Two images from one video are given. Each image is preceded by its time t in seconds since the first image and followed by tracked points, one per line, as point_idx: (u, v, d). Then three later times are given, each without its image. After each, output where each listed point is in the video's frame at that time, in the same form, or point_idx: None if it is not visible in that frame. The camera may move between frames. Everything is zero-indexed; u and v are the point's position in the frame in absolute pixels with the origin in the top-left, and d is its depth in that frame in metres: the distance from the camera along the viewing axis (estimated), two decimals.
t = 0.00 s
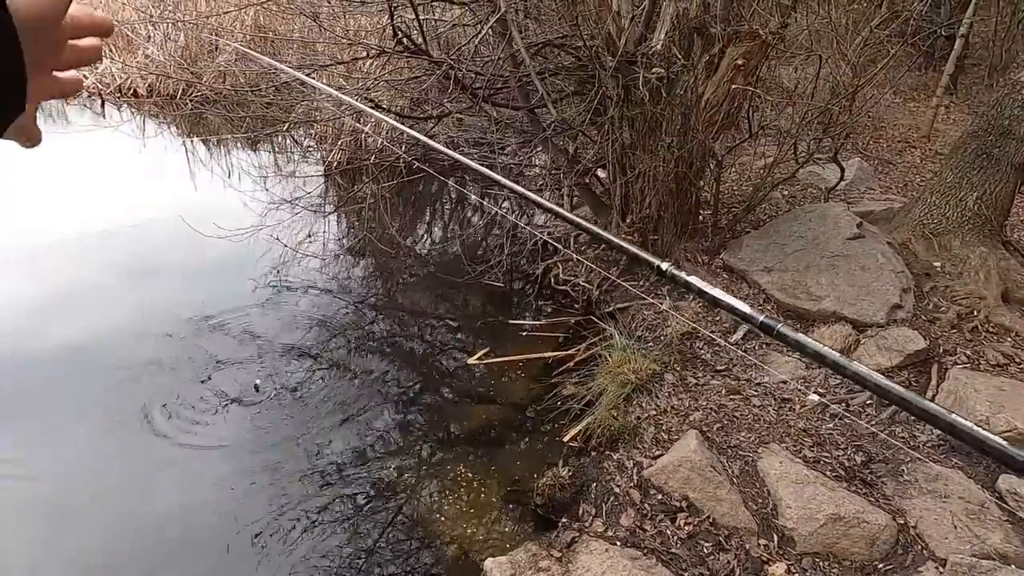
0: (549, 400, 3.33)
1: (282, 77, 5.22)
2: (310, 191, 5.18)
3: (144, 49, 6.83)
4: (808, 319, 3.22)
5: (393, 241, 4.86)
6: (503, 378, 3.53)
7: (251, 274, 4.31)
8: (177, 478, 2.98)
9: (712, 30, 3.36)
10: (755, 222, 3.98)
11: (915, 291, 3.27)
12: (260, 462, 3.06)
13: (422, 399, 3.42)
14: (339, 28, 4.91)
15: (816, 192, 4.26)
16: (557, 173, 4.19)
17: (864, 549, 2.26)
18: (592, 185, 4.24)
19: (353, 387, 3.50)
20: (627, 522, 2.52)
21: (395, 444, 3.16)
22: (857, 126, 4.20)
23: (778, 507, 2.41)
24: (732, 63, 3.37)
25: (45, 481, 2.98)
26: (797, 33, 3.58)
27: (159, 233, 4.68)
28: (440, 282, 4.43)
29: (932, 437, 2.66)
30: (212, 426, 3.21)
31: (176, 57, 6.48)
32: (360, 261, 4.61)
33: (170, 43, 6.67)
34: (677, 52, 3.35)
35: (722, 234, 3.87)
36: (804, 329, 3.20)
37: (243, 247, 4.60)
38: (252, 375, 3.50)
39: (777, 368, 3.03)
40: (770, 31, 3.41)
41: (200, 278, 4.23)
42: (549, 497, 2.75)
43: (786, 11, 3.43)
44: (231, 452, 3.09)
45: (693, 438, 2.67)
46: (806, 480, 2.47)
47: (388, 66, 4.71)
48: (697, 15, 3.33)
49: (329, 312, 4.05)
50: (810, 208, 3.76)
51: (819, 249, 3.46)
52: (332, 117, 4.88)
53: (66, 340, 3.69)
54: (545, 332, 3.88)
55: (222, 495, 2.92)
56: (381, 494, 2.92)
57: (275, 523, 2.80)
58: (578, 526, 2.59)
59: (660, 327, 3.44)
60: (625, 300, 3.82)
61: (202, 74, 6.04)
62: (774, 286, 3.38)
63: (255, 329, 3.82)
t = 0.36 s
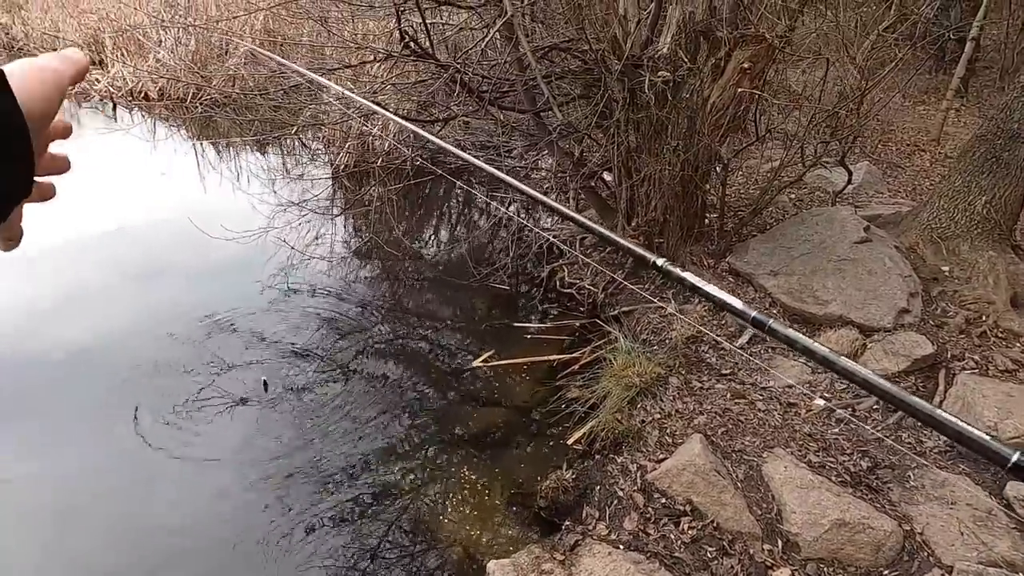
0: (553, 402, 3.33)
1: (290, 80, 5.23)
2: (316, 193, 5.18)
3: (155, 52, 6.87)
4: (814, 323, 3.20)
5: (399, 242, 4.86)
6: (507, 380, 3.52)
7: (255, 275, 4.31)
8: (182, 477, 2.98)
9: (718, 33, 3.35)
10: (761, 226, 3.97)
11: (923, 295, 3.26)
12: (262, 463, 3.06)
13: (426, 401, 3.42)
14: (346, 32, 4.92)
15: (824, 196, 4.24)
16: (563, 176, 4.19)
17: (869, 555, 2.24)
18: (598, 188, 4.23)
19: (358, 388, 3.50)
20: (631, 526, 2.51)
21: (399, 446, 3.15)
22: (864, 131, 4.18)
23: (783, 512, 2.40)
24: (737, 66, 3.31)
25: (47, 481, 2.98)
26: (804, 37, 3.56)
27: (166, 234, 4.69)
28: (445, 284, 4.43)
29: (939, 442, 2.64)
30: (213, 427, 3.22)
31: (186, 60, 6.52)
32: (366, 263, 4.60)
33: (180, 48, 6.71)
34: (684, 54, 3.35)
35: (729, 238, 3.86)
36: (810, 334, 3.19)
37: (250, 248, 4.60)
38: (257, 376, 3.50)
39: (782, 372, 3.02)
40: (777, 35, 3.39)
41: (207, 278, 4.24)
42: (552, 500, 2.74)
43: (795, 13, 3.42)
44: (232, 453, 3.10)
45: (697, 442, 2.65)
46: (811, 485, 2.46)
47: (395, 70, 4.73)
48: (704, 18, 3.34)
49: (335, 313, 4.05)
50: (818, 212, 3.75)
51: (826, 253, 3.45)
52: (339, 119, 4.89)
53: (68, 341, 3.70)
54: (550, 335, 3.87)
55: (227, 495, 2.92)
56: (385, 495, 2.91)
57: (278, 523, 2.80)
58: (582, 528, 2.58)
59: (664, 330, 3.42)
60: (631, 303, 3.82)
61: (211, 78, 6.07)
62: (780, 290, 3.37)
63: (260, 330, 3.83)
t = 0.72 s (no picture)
0: (563, 406, 3.32)
1: (302, 85, 5.25)
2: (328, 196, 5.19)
3: (170, 57, 6.92)
4: (827, 328, 3.19)
5: (409, 246, 4.87)
6: (517, 384, 3.52)
7: (265, 278, 4.33)
8: (194, 477, 3.00)
9: (729, 38, 3.35)
10: (773, 231, 3.95)
11: (937, 301, 3.23)
12: (268, 466, 3.06)
13: (436, 404, 3.42)
14: (359, 37, 4.95)
15: (836, 201, 4.22)
16: (573, 181, 4.18)
17: (882, 563, 2.22)
18: (608, 192, 4.23)
19: (368, 391, 3.51)
20: (641, 531, 2.50)
21: (409, 449, 3.15)
22: (877, 135, 4.16)
23: (795, 519, 2.38)
24: (749, 71, 3.33)
25: (53, 481, 2.99)
26: (815, 41, 3.56)
27: (179, 237, 4.73)
28: (455, 288, 4.43)
29: (955, 450, 2.62)
30: (220, 431, 3.23)
31: (201, 65, 6.58)
32: (377, 266, 4.62)
33: (196, 52, 6.78)
34: (695, 59, 3.36)
35: (740, 243, 3.84)
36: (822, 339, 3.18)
37: (261, 251, 4.63)
38: (269, 378, 3.52)
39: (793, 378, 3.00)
40: (788, 39, 3.39)
41: (219, 281, 4.27)
42: (562, 504, 2.74)
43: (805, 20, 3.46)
44: (239, 456, 3.11)
45: (708, 448, 2.64)
46: (823, 492, 2.44)
47: (407, 75, 4.75)
48: (715, 23, 3.34)
49: (346, 316, 4.07)
50: (830, 216, 3.73)
51: (838, 258, 3.43)
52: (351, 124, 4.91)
53: (81, 342, 3.73)
54: (559, 339, 3.86)
55: (239, 495, 2.94)
56: (395, 498, 2.91)
57: (290, 523, 2.82)
58: (592, 533, 2.57)
59: (675, 335, 3.41)
60: (641, 307, 3.80)
61: (225, 82, 6.11)
62: (791, 295, 3.36)
63: (272, 333, 3.85)
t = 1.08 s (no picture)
0: (576, 413, 3.30)
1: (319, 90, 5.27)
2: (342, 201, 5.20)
3: (190, 64, 6.99)
4: (843, 336, 3.17)
5: (423, 251, 4.87)
6: (530, 390, 3.50)
7: (279, 282, 4.35)
8: (211, 478, 3.03)
9: (746, 44, 3.32)
10: (789, 237, 3.92)
11: (958, 310, 3.19)
12: (277, 469, 3.07)
13: (449, 409, 3.42)
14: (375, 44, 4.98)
15: (854, 208, 4.17)
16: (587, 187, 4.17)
17: None
18: (621, 199, 4.23)
19: (381, 396, 3.52)
20: (654, 540, 2.47)
21: (421, 454, 3.14)
22: (896, 141, 4.11)
23: (811, 530, 2.35)
24: (764, 77, 3.36)
25: (63, 481, 3.01)
26: (833, 46, 3.53)
27: (197, 241, 4.77)
28: (467, 293, 4.43)
29: (976, 463, 2.57)
30: (231, 434, 3.24)
31: (220, 72, 6.64)
32: (391, 271, 4.63)
33: (216, 59, 6.84)
34: (711, 65, 3.35)
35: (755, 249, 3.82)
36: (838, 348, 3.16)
37: (277, 256, 4.65)
38: (284, 382, 3.55)
39: (810, 386, 2.97)
40: (805, 45, 3.36)
41: (235, 284, 4.30)
42: (575, 511, 2.72)
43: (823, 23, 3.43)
44: (248, 459, 3.12)
45: (723, 457, 2.60)
46: (841, 503, 2.40)
47: (423, 81, 4.77)
48: (731, 29, 3.33)
49: (360, 320, 4.08)
50: (848, 224, 3.69)
51: (856, 266, 3.39)
52: (367, 129, 4.93)
53: (100, 343, 3.76)
54: (572, 344, 3.85)
55: (254, 496, 2.95)
56: (407, 503, 2.90)
57: (304, 525, 2.82)
58: (605, 541, 2.55)
59: (689, 342, 3.39)
60: (654, 314, 3.78)
61: (243, 89, 6.16)
62: (807, 302, 3.34)
63: (287, 336, 3.87)
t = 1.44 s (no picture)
0: (591, 421, 3.28)
1: (337, 97, 5.31)
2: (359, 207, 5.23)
3: (212, 72, 7.08)
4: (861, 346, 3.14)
5: (439, 257, 4.88)
6: (544, 396, 3.48)
7: (295, 287, 4.37)
8: (228, 480, 3.03)
9: (763, 52, 3.26)
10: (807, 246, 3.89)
11: (981, 321, 3.13)
12: (289, 473, 3.07)
13: (463, 415, 3.41)
14: (393, 53, 4.99)
15: (874, 216, 4.13)
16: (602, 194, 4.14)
17: None
18: (637, 206, 4.22)
19: (396, 402, 3.52)
20: (669, 550, 2.45)
21: (435, 460, 3.13)
22: (917, 150, 4.07)
23: (829, 542, 2.31)
24: (783, 85, 3.30)
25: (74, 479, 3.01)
26: (852, 54, 3.48)
27: (215, 245, 4.80)
28: (482, 299, 4.43)
29: (1001, 477, 2.51)
30: (241, 438, 3.25)
31: (241, 79, 6.70)
32: (407, 277, 4.64)
33: (237, 67, 6.90)
34: (728, 73, 3.32)
35: (772, 257, 3.78)
36: (857, 358, 3.12)
37: (295, 261, 4.68)
38: (301, 386, 3.56)
39: (828, 397, 2.93)
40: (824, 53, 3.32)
41: (253, 288, 4.33)
42: (589, 519, 2.70)
43: (843, 31, 3.38)
44: (255, 463, 3.11)
45: (739, 467, 2.58)
46: (859, 516, 2.36)
47: (440, 89, 4.79)
48: (749, 37, 3.27)
49: (376, 326, 4.10)
50: (868, 232, 3.65)
51: (875, 275, 3.36)
52: (384, 136, 4.96)
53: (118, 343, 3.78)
54: (587, 352, 3.83)
55: (270, 498, 2.95)
56: (420, 508, 2.89)
57: (319, 527, 2.82)
58: (619, 550, 2.53)
59: (705, 350, 3.36)
60: (670, 322, 3.76)
61: (264, 96, 6.21)
62: (825, 311, 3.31)
63: (304, 341, 3.89)
